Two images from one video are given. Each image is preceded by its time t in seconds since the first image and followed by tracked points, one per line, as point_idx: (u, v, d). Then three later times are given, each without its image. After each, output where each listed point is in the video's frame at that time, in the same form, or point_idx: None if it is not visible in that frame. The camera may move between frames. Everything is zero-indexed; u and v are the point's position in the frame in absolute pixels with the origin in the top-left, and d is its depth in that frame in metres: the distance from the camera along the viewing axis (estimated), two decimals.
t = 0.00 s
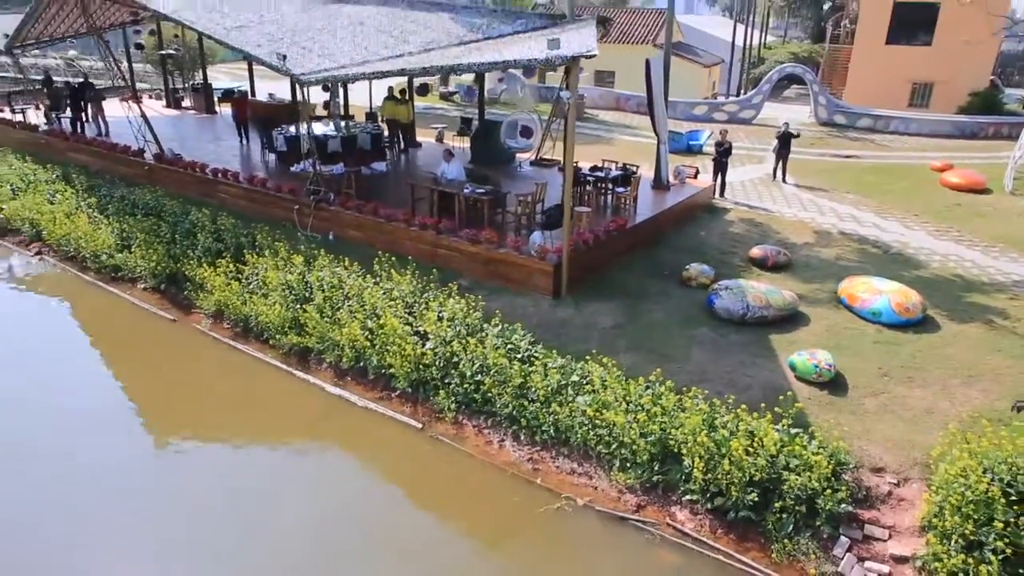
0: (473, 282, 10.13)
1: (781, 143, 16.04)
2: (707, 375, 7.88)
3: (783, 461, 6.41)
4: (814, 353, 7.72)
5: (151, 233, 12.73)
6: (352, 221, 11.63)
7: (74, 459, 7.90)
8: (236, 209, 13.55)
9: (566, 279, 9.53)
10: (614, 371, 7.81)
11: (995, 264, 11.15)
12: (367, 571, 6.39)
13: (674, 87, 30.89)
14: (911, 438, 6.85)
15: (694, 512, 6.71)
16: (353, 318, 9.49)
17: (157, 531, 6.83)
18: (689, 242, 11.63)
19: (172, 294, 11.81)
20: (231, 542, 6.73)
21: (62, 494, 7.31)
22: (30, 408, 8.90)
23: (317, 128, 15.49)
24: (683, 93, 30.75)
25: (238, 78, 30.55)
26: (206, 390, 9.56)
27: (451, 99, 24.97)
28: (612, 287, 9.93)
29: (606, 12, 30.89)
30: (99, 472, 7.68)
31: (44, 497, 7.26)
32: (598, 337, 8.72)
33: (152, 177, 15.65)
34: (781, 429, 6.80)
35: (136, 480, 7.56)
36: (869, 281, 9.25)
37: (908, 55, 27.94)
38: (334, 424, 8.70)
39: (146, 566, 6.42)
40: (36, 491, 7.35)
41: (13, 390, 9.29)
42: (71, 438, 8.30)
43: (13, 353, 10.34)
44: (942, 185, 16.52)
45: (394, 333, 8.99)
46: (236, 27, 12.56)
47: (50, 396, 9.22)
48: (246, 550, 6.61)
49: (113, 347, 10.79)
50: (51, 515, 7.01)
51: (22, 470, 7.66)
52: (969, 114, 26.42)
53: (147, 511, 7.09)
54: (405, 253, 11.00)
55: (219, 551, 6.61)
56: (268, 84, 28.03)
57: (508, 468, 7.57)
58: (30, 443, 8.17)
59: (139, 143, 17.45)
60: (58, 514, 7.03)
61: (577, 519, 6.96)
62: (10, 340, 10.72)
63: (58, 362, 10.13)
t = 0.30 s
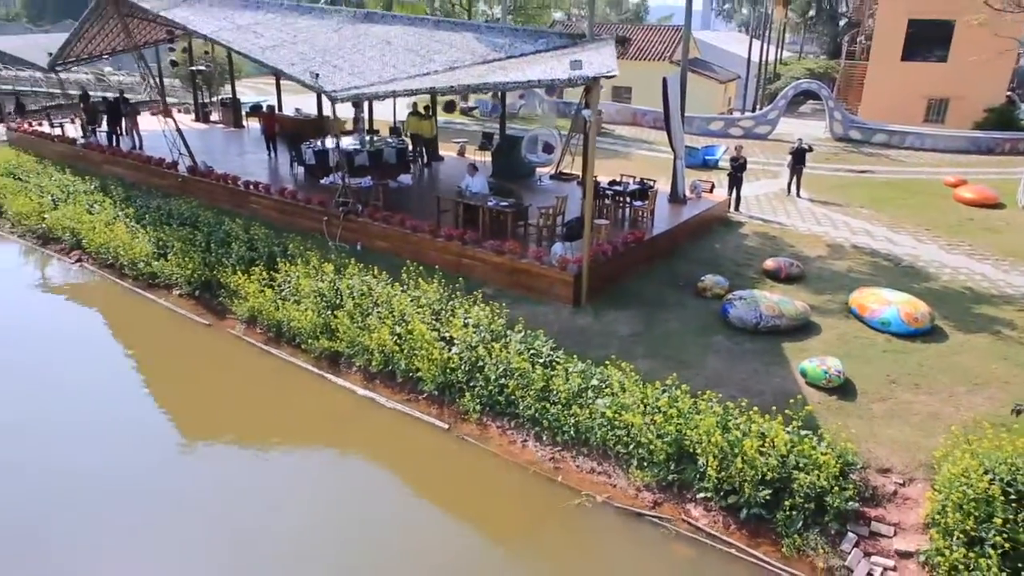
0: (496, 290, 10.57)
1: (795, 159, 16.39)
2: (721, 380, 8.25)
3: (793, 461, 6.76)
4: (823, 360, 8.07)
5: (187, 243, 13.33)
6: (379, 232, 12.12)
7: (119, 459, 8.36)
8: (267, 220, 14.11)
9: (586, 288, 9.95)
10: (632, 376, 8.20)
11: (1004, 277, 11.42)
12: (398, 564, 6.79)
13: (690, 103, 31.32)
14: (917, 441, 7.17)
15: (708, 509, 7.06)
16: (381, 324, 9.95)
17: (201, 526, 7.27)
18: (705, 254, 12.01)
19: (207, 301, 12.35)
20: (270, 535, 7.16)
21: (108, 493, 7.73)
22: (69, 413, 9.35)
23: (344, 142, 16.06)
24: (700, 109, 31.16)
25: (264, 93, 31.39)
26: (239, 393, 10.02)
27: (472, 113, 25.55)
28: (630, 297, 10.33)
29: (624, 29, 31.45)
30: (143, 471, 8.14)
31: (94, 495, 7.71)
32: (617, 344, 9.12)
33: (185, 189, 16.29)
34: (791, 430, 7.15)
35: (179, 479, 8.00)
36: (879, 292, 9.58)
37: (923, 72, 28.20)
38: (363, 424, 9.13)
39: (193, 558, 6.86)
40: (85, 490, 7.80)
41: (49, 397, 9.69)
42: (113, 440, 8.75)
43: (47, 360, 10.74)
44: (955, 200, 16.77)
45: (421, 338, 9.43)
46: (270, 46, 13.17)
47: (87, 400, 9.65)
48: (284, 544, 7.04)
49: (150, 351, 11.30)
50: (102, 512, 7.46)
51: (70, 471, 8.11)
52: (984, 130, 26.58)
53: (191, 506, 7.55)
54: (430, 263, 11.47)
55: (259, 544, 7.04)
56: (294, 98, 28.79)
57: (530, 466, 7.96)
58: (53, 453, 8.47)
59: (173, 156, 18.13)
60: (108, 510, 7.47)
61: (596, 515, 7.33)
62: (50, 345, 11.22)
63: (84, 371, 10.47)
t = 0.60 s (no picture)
0: (518, 292, 10.96)
1: (811, 166, 16.66)
2: (736, 378, 8.58)
3: (803, 455, 7.08)
4: (834, 361, 8.38)
5: (220, 244, 13.84)
6: (405, 236, 12.57)
7: (159, 450, 8.80)
8: (296, 223, 14.62)
9: (605, 291, 10.32)
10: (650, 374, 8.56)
11: (1017, 283, 11.64)
12: (426, 550, 7.16)
13: (708, 110, 31.59)
14: (925, 439, 7.47)
15: (722, 501, 7.39)
16: (408, 323, 10.37)
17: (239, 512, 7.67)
18: (721, 259, 12.34)
19: (239, 301, 12.85)
20: (305, 520, 7.57)
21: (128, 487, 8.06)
22: (109, 406, 9.84)
23: (369, 148, 16.56)
24: (717, 117, 31.43)
25: (288, 100, 32.07)
26: (268, 389, 10.44)
27: (492, 121, 26.02)
28: (648, 299, 10.68)
29: (642, 38, 31.82)
30: (183, 461, 8.58)
31: (139, 482, 8.17)
32: (635, 344, 9.48)
33: (216, 193, 16.85)
34: (803, 426, 7.48)
35: (218, 468, 8.45)
36: (891, 297, 9.87)
37: (941, 80, 28.31)
38: (391, 418, 9.55)
39: (233, 540, 7.28)
40: (119, 481, 8.17)
41: (93, 391, 10.20)
42: (144, 435, 9.15)
43: (89, 357, 11.26)
44: (971, 208, 16.94)
45: (447, 337, 9.84)
46: (301, 56, 13.68)
47: (101, 399, 10.02)
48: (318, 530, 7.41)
49: (181, 349, 11.76)
50: (144, 500, 7.87)
51: (111, 462, 8.54)
52: (1003, 137, 26.63)
53: (231, 492, 7.99)
54: (454, 265, 11.89)
55: (295, 529, 7.44)
56: (318, 106, 29.43)
57: (551, 459, 8.33)
58: (86, 446, 8.89)
59: (204, 161, 18.73)
60: (144, 500, 7.85)
61: (615, 506, 7.68)
62: (91, 343, 11.74)
63: (95, 373, 10.79)
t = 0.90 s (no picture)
0: (542, 291, 11.44)
1: (830, 171, 16.96)
2: (751, 374, 8.98)
3: (814, 445, 7.46)
4: (846, 358, 8.76)
5: (255, 243, 14.44)
6: (433, 236, 13.09)
7: (202, 437, 9.35)
8: (327, 223, 15.20)
9: (626, 290, 10.77)
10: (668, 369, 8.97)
11: None
12: (455, 534, 7.62)
13: (728, 116, 31.86)
14: (932, 432, 7.83)
15: (736, 488, 7.79)
16: (437, 319, 10.87)
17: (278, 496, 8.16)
18: (739, 261, 12.72)
19: (273, 297, 13.44)
20: (343, 502, 8.08)
21: (127, 487, 8.31)
22: (156, 394, 10.45)
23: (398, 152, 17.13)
24: (738, 122, 31.70)
25: (315, 104, 32.79)
26: (299, 382, 10.94)
27: (515, 125, 26.51)
28: (667, 299, 11.10)
29: (663, 45, 32.17)
30: (227, 447, 9.15)
31: (187, 464, 8.75)
32: (654, 340, 9.92)
33: (250, 195, 17.50)
34: (815, 419, 7.86)
35: (260, 454, 9.00)
36: (903, 298, 10.21)
37: (963, 86, 28.37)
38: (422, 408, 10.05)
39: (276, 519, 7.81)
40: (151, 471, 8.62)
41: (140, 381, 10.80)
42: (180, 424, 9.67)
43: (135, 349, 11.90)
44: (989, 213, 17.14)
45: (474, 332, 10.33)
46: (334, 64, 14.25)
47: (114, 395, 10.39)
48: (353, 514, 7.89)
49: (219, 342, 12.37)
50: (190, 483, 8.41)
51: (158, 448, 9.11)
52: None
53: (273, 476, 8.53)
54: (480, 264, 12.39)
55: (333, 511, 7.93)
56: (345, 109, 30.11)
57: (574, 448, 8.78)
58: (137, 430, 9.50)
59: (238, 164, 19.40)
60: (183, 486, 8.33)
61: (635, 492, 8.10)
62: (136, 336, 12.38)
63: (122, 367, 11.27)
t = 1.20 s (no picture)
0: (562, 287, 11.94)
1: (844, 173, 17.29)
2: (762, 366, 9.43)
3: (821, 432, 7.90)
4: (854, 352, 9.20)
5: (285, 239, 15.06)
6: (457, 234, 13.63)
7: (242, 421, 9.95)
8: (354, 221, 15.81)
9: (643, 286, 11.24)
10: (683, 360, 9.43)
11: None
12: (481, 512, 8.14)
13: (745, 117, 32.17)
14: (934, 421, 8.24)
15: (747, 473, 8.24)
16: (462, 313, 11.41)
17: (312, 477, 8.65)
18: (753, 260, 13.14)
19: (303, 291, 14.03)
20: (376, 481, 8.62)
21: (175, 465, 8.91)
22: (198, 381, 11.08)
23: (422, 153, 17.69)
24: (755, 124, 32.00)
25: (338, 105, 33.49)
26: (326, 373, 11.45)
27: (534, 127, 27.01)
28: (682, 295, 11.57)
29: (681, 47, 32.55)
30: (266, 431, 9.74)
31: (230, 445, 9.36)
32: (670, 334, 10.39)
33: (279, 193, 18.14)
34: (822, 408, 8.29)
35: (297, 437, 9.58)
36: (911, 296, 10.60)
37: (980, 89, 28.49)
38: (447, 396, 10.58)
39: (314, 495, 8.37)
40: (195, 451, 9.22)
41: (182, 370, 11.43)
42: (221, 409, 10.28)
43: (175, 339, 12.56)
44: (1002, 215, 17.38)
45: (497, 325, 10.85)
46: (363, 67, 14.84)
47: (158, 382, 11.04)
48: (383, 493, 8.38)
49: (254, 334, 12.98)
50: (231, 464, 8.97)
51: (202, 430, 9.72)
52: None
53: (310, 457, 9.10)
54: (503, 261, 12.91)
55: (366, 489, 8.48)
56: (368, 111, 30.77)
57: (593, 434, 9.26)
58: (182, 414, 10.13)
59: (267, 163, 20.07)
60: (227, 465, 8.92)
61: (650, 476, 8.57)
62: (176, 328, 13.04)
63: (163, 356, 11.91)
